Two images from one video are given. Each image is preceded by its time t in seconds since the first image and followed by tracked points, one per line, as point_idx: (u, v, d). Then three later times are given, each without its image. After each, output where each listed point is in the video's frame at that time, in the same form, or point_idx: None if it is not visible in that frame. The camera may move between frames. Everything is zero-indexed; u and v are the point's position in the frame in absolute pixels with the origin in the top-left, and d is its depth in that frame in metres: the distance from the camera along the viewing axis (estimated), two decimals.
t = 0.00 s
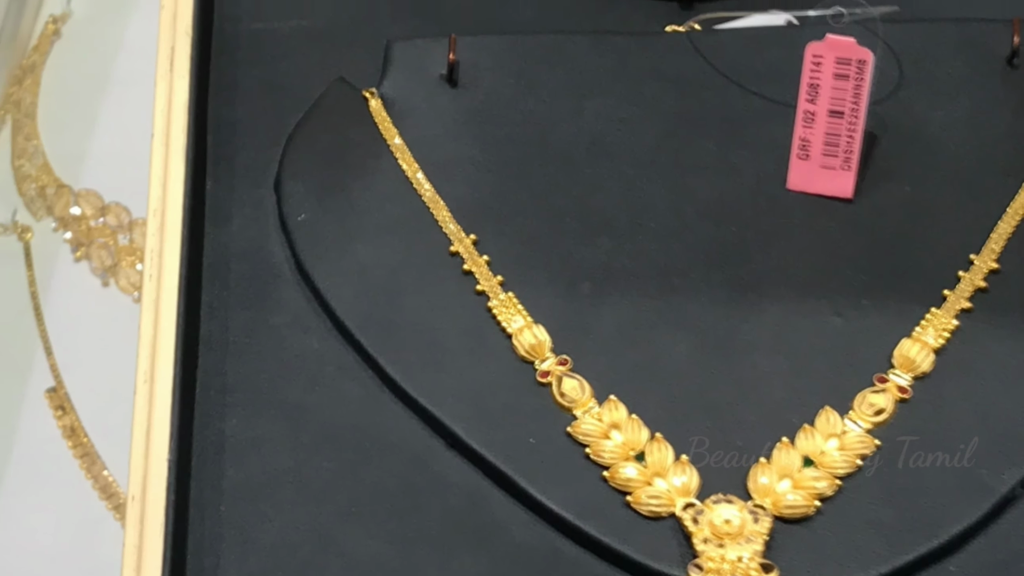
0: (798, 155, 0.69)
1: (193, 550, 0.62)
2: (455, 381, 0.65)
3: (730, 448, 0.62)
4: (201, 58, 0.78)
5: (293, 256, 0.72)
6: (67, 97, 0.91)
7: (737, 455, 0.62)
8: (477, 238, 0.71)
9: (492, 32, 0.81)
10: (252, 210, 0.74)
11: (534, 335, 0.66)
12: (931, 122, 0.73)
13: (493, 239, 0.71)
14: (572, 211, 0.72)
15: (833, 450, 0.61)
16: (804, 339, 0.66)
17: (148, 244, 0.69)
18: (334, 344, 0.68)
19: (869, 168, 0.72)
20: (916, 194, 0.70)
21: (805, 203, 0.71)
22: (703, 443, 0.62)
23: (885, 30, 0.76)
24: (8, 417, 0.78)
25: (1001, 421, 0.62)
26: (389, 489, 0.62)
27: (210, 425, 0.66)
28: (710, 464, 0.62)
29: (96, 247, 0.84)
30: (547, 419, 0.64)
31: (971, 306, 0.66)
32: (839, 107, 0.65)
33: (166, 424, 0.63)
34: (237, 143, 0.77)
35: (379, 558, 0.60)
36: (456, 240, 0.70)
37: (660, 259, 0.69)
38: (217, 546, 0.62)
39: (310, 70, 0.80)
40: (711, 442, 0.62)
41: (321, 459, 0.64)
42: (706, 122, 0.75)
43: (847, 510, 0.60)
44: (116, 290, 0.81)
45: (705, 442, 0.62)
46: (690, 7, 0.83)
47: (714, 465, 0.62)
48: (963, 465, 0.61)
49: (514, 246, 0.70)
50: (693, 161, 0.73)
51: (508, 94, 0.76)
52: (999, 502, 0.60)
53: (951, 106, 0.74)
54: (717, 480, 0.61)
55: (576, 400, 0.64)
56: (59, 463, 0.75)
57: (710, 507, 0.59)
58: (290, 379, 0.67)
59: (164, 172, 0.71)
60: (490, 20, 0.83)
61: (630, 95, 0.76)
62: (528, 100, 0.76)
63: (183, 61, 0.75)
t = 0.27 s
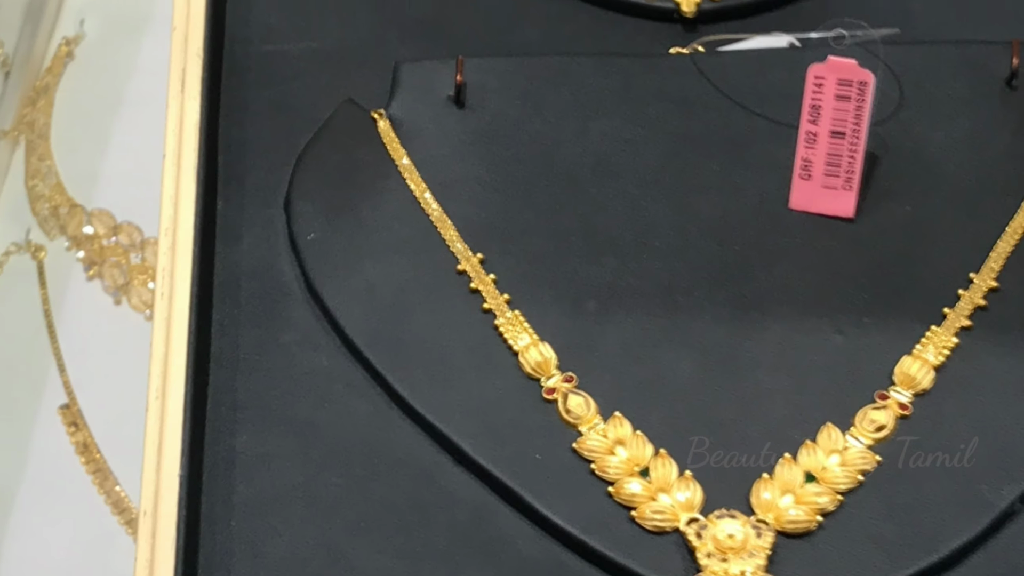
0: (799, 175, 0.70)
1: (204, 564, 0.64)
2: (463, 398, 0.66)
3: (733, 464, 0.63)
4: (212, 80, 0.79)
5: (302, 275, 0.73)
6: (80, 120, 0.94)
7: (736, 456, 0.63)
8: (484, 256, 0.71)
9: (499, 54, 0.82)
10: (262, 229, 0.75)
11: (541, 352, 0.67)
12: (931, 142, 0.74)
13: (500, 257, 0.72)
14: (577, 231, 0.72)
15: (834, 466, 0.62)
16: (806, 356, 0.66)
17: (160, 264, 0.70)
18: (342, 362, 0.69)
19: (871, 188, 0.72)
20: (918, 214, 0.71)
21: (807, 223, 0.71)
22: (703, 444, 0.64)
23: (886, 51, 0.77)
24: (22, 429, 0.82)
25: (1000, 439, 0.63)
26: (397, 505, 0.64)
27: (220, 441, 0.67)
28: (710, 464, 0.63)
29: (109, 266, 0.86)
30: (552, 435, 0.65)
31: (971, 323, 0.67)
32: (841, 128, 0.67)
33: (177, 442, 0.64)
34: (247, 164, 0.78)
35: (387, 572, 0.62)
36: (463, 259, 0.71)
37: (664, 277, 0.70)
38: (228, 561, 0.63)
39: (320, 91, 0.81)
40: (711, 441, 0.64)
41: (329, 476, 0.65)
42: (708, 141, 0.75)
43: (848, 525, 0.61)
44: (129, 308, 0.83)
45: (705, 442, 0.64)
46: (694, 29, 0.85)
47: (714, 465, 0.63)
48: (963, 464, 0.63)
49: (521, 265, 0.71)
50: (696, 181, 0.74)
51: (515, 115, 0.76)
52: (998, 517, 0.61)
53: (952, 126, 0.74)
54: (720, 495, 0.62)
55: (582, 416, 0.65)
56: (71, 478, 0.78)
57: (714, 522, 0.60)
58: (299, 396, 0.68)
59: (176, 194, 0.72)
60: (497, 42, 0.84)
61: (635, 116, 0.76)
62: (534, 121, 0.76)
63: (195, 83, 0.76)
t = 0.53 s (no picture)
0: (802, 195, 0.71)
1: None
2: (470, 415, 0.67)
3: (736, 480, 0.64)
4: (223, 101, 0.81)
5: (311, 293, 0.74)
6: (94, 138, 1.00)
7: (735, 456, 0.65)
8: (490, 275, 0.72)
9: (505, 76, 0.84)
10: (272, 247, 0.76)
11: (547, 369, 0.68)
12: (932, 161, 0.74)
13: (507, 276, 0.72)
14: (582, 250, 0.73)
15: (836, 481, 0.63)
16: (809, 374, 0.67)
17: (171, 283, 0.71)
18: (350, 379, 0.70)
19: (872, 207, 0.73)
20: (918, 233, 0.72)
21: (809, 242, 0.72)
22: (703, 444, 0.65)
23: (887, 73, 0.78)
24: (35, 445, 0.84)
25: (1000, 455, 0.64)
26: (406, 521, 0.65)
27: (231, 457, 0.68)
28: (710, 464, 0.65)
29: (121, 284, 0.90)
30: (558, 451, 0.65)
31: (970, 341, 0.68)
32: (842, 148, 0.68)
33: (188, 458, 0.66)
34: (257, 183, 0.79)
35: None
36: (470, 277, 0.72)
37: (668, 295, 0.71)
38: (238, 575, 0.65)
39: (329, 112, 0.83)
40: (711, 442, 0.65)
41: (338, 491, 0.66)
42: (711, 161, 0.76)
43: (849, 539, 0.62)
44: (141, 326, 0.88)
45: (705, 442, 0.65)
46: (698, 51, 0.86)
47: (714, 465, 0.65)
48: (964, 464, 0.64)
49: (527, 284, 0.72)
50: (700, 200, 0.74)
51: (521, 136, 0.77)
52: (997, 531, 0.62)
53: (952, 146, 0.75)
54: (723, 509, 0.63)
55: (587, 433, 0.65)
56: (83, 492, 0.81)
57: (717, 536, 0.61)
58: (309, 412, 0.69)
59: (187, 213, 0.73)
60: (504, 63, 0.86)
61: (640, 137, 0.77)
62: (541, 142, 0.77)
63: (205, 104, 0.78)
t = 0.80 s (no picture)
0: (804, 215, 0.72)
1: None
2: (476, 431, 0.68)
3: (739, 495, 0.65)
4: (233, 121, 0.83)
5: (320, 310, 0.75)
6: (107, 159, 1.02)
7: (735, 456, 0.66)
8: (497, 293, 0.73)
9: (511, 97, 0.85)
10: (281, 266, 0.78)
11: (552, 386, 0.68)
12: (932, 181, 0.75)
13: (513, 294, 0.73)
14: (587, 268, 0.74)
15: (837, 496, 0.64)
16: (811, 391, 0.68)
17: (183, 301, 0.73)
18: (358, 396, 0.72)
19: (874, 226, 0.74)
20: (919, 252, 0.73)
21: (811, 260, 0.73)
22: (703, 444, 0.67)
23: (887, 93, 0.78)
24: (47, 462, 0.86)
25: (998, 470, 0.65)
26: (413, 534, 0.66)
27: (242, 472, 0.70)
28: (710, 464, 0.66)
29: (133, 301, 0.92)
30: (563, 467, 0.66)
31: (970, 358, 0.69)
32: (843, 167, 0.69)
33: (199, 472, 0.67)
34: (267, 202, 0.81)
35: None
36: (477, 295, 0.73)
37: (671, 313, 0.72)
38: None
39: (338, 133, 0.84)
40: (710, 442, 0.67)
41: (347, 506, 0.68)
42: (715, 180, 0.76)
43: (851, 554, 0.63)
44: (153, 343, 0.90)
45: (705, 442, 0.67)
46: (701, 72, 0.87)
47: (714, 465, 0.66)
48: (963, 464, 0.66)
49: (532, 302, 0.73)
50: (703, 219, 0.75)
51: (527, 155, 0.78)
52: (996, 546, 0.63)
53: (952, 166, 0.76)
54: (726, 524, 0.64)
55: (592, 448, 0.66)
56: (95, 506, 0.84)
57: (720, 550, 0.62)
58: (318, 428, 0.70)
59: (198, 231, 0.75)
60: (510, 84, 0.87)
61: (644, 156, 0.77)
62: (547, 162, 0.77)
63: (216, 124, 0.80)
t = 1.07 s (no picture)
0: (806, 233, 0.73)
1: None
2: (483, 446, 0.69)
3: (742, 510, 0.66)
4: (244, 140, 0.84)
5: (329, 327, 0.76)
6: (120, 179, 1.04)
7: (735, 456, 0.68)
8: (503, 310, 0.74)
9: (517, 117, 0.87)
10: (291, 283, 0.79)
11: (557, 402, 0.69)
12: (932, 201, 0.76)
13: (519, 311, 0.74)
14: (593, 286, 0.75)
15: (839, 511, 0.65)
16: (813, 407, 0.69)
17: (193, 318, 0.74)
18: (367, 411, 0.73)
19: (874, 245, 0.75)
20: (920, 270, 0.74)
21: (812, 278, 0.74)
22: (703, 444, 0.68)
23: (888, 113, 0.80)
24: (59, 477, 0.88)
25: (997, 485, 0.66)
26: (420, 547, 0.67)
27: (251, 487, 0.71)
28: (710, 464, 0.68)
29: (144, 319, 0.94)
30: (568, 482, 0.67)
31: (969, 374, 0.70)
32: (844, 187, 0.69)
33: (209, 487, 0.68)
34: (276, 221, 0.82)
35: None
36: (484, 312, 0.74)
37: (675, 329, 0.73)
38: None
39: (346, 152, 0.86)
40: (710, 442, 0.68)
41: (355, 520, 0.69)
42: (718, 200, 0.77)
43: (852, 568, 0.64)
44: (164, 359, 0.92)
45: (705, 442, 0.68)
46: (704, 92, 0.88)
47: (714, 465, 0.67)
48: (963, 464, 0.67)
49: (538, 319, 0.74)
50: (707, 237, 0.76)
51: (533, 175, 0.79)
52: (995, 560, 0.64)
53: (952, 185, 0.77)
54: (730, 538, 0.65)
55: (597, 463, 0.67)
56: (107, 519, 0.85)
57: (723, 564, 0.63)
58: (326, 443, 0.72)
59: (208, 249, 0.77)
60: (516, 104, 0.89)
61: (649, 176, 0.78)
62: (552, 181, 0.78)
63: (226, 144, 0.81)
